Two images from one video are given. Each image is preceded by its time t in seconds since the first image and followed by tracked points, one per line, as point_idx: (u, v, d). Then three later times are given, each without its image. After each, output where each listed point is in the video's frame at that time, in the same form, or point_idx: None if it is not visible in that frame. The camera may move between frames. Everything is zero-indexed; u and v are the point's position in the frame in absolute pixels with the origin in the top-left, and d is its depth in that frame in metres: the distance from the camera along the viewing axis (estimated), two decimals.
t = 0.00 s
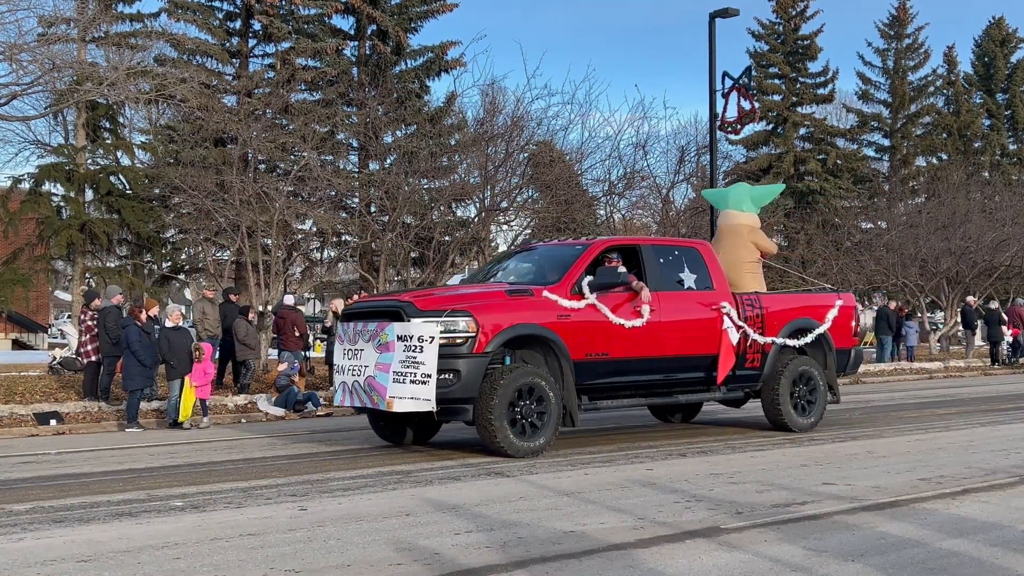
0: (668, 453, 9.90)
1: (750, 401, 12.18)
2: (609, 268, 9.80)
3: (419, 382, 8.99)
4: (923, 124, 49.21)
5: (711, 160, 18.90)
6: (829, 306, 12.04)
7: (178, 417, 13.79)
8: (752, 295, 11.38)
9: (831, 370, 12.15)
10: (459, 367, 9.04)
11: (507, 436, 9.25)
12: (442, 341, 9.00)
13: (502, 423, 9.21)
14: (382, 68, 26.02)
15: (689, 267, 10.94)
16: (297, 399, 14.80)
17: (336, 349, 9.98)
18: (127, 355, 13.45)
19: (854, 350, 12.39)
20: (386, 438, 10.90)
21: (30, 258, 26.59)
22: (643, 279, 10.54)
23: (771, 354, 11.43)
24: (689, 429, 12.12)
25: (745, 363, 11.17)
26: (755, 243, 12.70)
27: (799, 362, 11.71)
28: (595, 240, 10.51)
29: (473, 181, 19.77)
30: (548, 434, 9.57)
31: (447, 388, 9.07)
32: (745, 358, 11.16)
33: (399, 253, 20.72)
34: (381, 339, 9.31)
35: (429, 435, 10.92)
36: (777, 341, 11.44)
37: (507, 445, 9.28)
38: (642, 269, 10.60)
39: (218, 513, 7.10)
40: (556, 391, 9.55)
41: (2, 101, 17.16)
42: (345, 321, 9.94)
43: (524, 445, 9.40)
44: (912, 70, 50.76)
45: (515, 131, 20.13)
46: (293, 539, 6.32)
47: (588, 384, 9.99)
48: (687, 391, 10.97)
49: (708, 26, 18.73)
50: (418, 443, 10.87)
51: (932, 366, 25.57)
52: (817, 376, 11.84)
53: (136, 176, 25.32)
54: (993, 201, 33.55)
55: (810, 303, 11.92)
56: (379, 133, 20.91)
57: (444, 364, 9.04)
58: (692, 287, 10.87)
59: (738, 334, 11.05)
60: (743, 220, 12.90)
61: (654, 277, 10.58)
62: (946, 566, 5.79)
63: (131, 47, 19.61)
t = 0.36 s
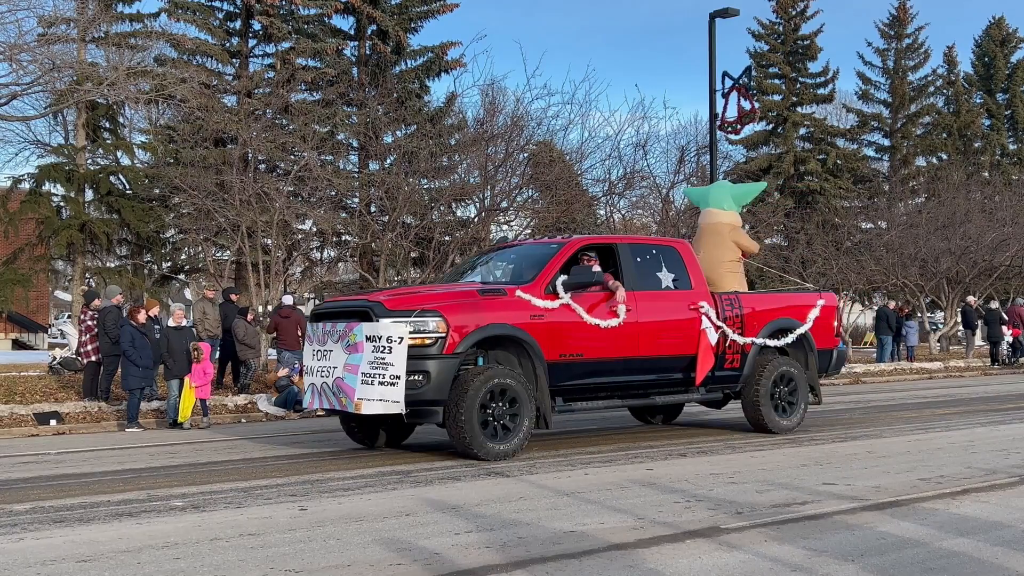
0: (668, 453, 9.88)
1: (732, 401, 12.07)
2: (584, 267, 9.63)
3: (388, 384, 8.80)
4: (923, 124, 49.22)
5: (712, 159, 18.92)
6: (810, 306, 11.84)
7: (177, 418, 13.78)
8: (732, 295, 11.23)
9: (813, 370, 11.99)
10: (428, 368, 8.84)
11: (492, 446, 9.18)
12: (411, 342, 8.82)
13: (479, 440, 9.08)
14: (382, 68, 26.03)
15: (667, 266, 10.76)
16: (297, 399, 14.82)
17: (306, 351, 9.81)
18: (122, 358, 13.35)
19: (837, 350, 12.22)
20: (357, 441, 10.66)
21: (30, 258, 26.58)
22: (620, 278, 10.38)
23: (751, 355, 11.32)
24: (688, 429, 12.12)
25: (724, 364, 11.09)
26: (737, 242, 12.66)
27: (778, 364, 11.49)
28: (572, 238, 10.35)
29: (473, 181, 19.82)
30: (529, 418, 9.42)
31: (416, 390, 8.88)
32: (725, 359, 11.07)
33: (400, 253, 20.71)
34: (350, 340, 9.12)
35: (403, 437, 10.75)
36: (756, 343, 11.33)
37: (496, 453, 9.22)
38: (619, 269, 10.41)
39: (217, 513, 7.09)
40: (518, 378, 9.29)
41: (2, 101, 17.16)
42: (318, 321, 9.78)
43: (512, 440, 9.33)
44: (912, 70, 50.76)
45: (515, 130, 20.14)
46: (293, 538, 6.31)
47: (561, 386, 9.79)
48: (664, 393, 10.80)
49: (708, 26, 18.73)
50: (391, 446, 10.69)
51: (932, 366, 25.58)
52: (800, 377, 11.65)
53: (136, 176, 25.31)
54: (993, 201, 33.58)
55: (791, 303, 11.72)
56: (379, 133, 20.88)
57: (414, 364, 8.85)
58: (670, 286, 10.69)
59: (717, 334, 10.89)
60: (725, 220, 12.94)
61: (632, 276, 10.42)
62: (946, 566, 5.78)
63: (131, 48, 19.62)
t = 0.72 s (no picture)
0: (668, 453, 9.88)
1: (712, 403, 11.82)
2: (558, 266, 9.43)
3: (355, 386, 8.57)
4: (923, 123, 49.20)
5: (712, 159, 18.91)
6: (792, 306, 11.71)
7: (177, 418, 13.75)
8: (711, 295, 11.06)
9: (793, 371, 11.84)
10: (397, 369, 8.61)
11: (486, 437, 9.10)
12: (380, 343, 8.59)
13: (472, 450, 9.05)
14: (382, 68, 26.03)
15: (644, 266, 10.55)
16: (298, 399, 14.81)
17: (275, 352, 9.59)
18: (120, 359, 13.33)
19: (818, 351, 12.07)
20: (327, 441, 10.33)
21: (30, 258, 26.57)
22: (597, 278, 10.18)
23: (730, 355, 11.11)
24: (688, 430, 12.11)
25: (702, 364, 10.87)
26: (717, 241, 12.26)
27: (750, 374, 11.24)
28: (547, 237, 10.16)
29: (473, 181, 19.83)
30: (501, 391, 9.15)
31: (384, 392, 8.65)
32: (703, 359, 10.85)
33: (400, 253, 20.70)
34: (317, 341, 8.89)
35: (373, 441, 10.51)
36: (736, 343, 11.11)
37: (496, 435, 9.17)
38: (594, 268, 10.22)
39: (218, 514, 7.09)
40: (459, 375, 8.89)
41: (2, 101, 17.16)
42: (286, 322, 9.54)
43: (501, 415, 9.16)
44: (912, 70, 50.75)
45: (515, 130, 20.13)
46: (292, 539, 6.31)
47: (535, 387, 9.61)
48: (640, 394, 10.59)
49: (708, 26, 18.73)
50: (362, 449, 10.43)
51: (932, 366, 25.58)
52: (781, 379, 11.49)
53: (136, 176, 25.31)
54: (993, 201, 33.59)
55: (771, 303, 11.57)
56: (378, 134, 20.88)
57: (381, 366, 8.62)
58: (648, 286, 10.48)
59: (695, 334, 10.68)
60: (705, 218, 12.50)
61: (608, 275, 10.22)
62: (946, 566, 5.78)
63: (131, 48, 19.62)
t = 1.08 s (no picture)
0: (668, 453, 9.88)
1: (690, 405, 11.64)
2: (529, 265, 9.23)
3: (318, 388, 8.34)
4: (923, 123, 49.20)
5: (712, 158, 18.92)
6: (771, 306, 11.51)
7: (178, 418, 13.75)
8: (688, 294, 10.84)
9: (772, 372, 11.64)
10: (361, 371, 8.37)
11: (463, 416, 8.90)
12: (343, 344, 8.35)
13: (458, 435, 8.94)
14: (382, 68, 26.04)
15: (618, 264, 10.34)
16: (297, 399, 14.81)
17: (240, 353, 9.37)
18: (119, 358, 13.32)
19: (798, 351, 11.91)
20: (295, 445, 10.15)
21: (30, 258, 26.56)
22: (570, 276, 9.95)
23: (708, 355, 10.92)
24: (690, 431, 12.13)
25: (679, 365, 10.66)
26: (696, 239, 11.86)
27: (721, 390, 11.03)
28: (518, 235, 9.94)
29: (473, 181, 19.83)
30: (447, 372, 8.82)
31: (348, 393, 8.40)
32: (680, 360, 10.65)
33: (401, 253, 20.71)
34: (281, 342, 8.68)
35: (342, 444, 10.33)
36: (713, 343, 10.92)
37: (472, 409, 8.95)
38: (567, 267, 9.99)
39: (218, 513, 7.09)
40: (400, 394, 8.54)
41: (3, 101, 17.17)
42: (248, 321, 9.31)
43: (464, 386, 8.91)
44: (912, 70, 50.74)
45: (515, 130, 20.12)
46: (293, 539, 6.31)
47: (506, 389, 9.38)
48: (615, 395, 10.37)
49: (708, 26, 18.74)
50: (332, 451, 10.26)
51: (932, 366, 25.59)
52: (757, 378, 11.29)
53: (136, 176, 25.30)
54: (993, 201, 33.62)
55: (749, 302, 11.37)
56: (379, 134, 20.90)
57: (345, 367, 8.38)
58: (623, 285, 10.27)
59: (671, 335, 10.47)
60: (684, 217, 12.13)
61: (581, 274, 9.99)
62: (947, 566, 5.78)
63: (131, 48, 19.63)
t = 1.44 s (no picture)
0: (668, 453, 9.89)
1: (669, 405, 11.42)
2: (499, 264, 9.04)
3: (281, 390, 8.19)
4: (923, 123, 49.19)
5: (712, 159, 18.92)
6: (750, 306, 11.27)
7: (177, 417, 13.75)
8: (665, 294, 10.60)
9: (751, 373, 11.42)
10: (326, 372, 8.22)
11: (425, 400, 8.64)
12: (307, 345, 8.20)
13: (431, 415, 8.69)
14: (382, 68, 26.03)
15: (594, 263, 10.15)
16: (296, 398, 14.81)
17: (203, 354, 9.14)
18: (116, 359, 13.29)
19: (777, 351, 11.66)
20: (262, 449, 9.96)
21: (29, 258, 26.55)
22: (542, 276, 9.76)
23: (685, 356, 10.70)
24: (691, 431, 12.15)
25: (655, 366, 10.44)
26: (675, 238, 11.78)
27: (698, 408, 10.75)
28: (490, 234, 9.76)
29: (473, 181, 19.82)
30: (387, 379, 8.45)
31: (311, 396, 8.24)
32: (656, 361, 10.43)
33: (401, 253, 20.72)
34: (244, 343, 8.49)
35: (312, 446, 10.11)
36: (691, 343, 10.68)
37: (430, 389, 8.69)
38: (540, 266, 9.80)
39: (218, 513, 7.09)
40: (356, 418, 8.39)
41: (2, 101, 17.16)
42: (210, 322, 9.10)
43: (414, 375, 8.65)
44: (912, 70, 50.75)
45: (516, 130, 20.12)
46: (293, 538, 6.31)
47: (476, 390, 9.19)
48: (589, 396, 10.15)
49: (708, 26, 18.76)
50: (301, 454, 10.08)
51: (932, 366, 25.59)
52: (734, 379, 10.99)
53: (136, 176, 25.29)
54: (993, 201, 33.63)
55: (728, 302, 11.13)
56: (379, 134, 20.92)
57: (310, 368, 8.23)
58: (597, 285, 10.08)
59: (648, 335, 10.25)
60: (663, 215, 12.00)
61: (554, 274, 9.80)
62: (946, 566, 5.79)
63: (131, 48, 19.62)
